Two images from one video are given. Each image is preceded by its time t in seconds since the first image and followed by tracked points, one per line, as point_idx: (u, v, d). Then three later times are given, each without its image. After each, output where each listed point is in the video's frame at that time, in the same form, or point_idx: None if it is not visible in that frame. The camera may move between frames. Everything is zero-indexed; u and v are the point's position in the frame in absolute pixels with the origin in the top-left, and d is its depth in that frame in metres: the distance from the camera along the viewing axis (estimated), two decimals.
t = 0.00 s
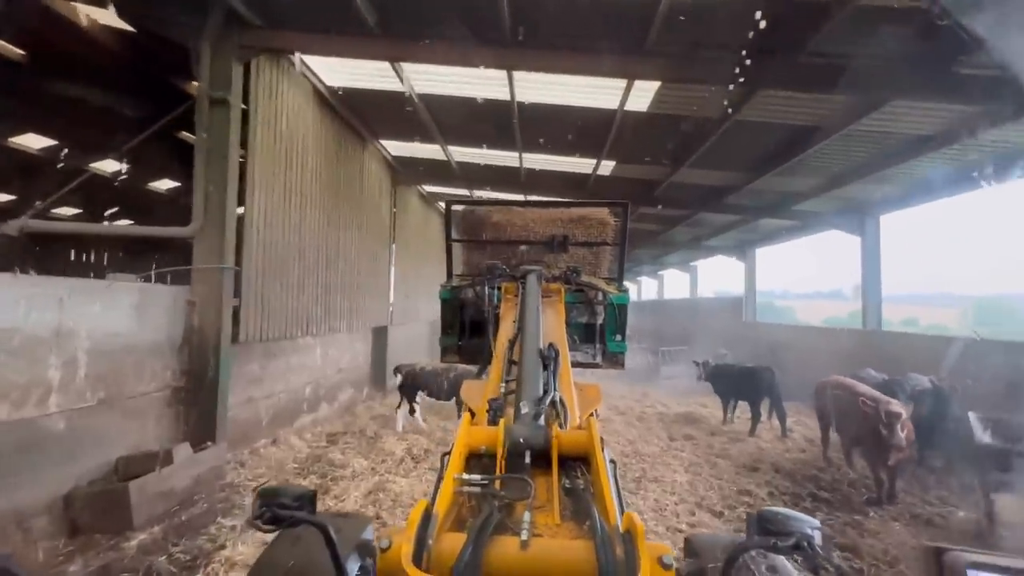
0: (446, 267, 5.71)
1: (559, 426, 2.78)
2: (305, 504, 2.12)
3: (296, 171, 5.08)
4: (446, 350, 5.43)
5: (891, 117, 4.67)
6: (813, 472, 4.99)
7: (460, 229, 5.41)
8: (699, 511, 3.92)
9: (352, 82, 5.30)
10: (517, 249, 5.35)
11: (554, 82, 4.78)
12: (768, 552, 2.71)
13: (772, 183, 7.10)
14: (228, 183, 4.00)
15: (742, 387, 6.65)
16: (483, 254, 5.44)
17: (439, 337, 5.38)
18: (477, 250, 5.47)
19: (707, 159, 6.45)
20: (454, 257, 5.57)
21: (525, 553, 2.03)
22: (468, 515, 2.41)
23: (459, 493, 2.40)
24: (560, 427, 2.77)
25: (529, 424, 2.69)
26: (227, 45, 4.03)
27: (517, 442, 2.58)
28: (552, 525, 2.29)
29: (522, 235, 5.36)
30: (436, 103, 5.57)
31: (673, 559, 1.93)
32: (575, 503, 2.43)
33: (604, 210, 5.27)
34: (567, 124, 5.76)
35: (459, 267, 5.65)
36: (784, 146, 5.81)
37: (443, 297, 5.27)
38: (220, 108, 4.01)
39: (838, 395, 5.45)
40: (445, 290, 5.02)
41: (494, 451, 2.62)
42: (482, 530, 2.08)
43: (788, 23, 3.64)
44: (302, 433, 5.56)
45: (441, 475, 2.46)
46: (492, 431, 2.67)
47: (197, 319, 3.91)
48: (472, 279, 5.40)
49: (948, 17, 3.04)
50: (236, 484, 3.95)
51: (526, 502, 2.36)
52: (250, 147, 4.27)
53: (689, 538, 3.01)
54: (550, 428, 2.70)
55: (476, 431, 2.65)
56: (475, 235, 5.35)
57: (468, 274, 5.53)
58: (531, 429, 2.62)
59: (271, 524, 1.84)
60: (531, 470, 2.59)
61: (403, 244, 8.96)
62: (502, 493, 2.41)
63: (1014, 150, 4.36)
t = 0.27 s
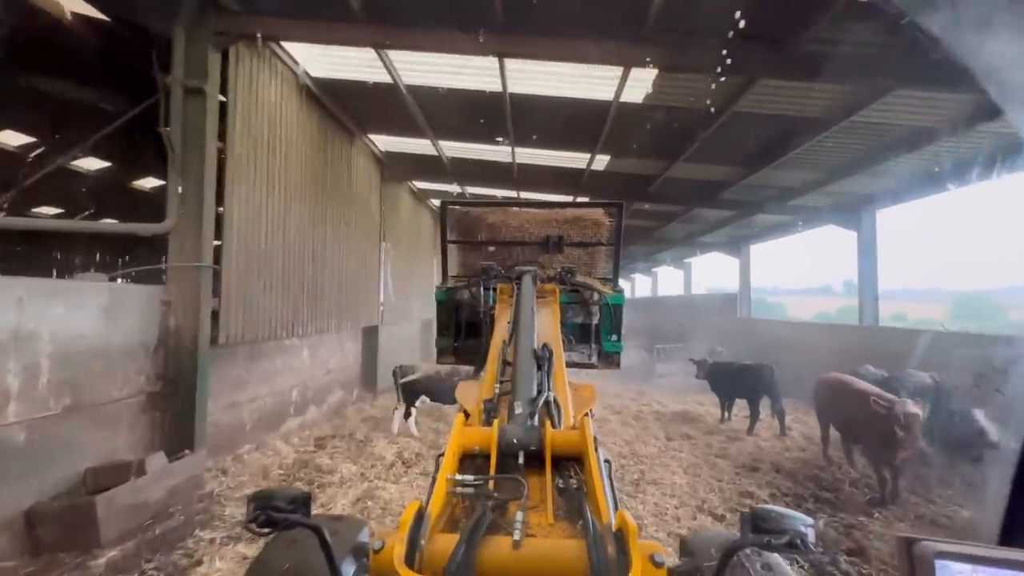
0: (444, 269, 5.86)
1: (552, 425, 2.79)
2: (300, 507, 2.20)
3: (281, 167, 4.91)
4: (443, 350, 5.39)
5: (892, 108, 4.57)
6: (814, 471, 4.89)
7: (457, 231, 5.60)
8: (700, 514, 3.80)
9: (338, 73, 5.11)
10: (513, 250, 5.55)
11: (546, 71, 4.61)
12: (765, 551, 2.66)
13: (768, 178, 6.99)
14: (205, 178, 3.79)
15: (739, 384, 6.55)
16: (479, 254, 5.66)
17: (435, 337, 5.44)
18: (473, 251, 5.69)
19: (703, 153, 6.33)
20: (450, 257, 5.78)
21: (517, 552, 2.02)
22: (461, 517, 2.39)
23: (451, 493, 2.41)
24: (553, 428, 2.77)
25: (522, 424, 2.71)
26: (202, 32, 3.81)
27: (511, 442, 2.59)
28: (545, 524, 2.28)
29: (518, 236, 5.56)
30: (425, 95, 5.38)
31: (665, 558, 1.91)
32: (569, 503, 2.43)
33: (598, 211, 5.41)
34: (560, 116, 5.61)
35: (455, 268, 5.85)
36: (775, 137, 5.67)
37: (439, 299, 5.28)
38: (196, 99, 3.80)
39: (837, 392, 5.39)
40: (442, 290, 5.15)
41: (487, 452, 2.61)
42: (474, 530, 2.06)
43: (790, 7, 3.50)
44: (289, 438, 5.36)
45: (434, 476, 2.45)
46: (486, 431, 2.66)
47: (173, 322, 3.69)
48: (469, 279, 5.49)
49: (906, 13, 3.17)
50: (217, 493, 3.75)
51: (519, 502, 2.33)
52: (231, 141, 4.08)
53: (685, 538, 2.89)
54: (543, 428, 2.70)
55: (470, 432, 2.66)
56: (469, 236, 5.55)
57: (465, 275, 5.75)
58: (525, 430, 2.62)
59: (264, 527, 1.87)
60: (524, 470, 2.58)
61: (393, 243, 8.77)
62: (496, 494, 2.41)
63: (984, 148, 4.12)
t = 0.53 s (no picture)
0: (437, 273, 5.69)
1: (546, 428, 2.62)
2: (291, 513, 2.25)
3: (262, 161, 4.69)
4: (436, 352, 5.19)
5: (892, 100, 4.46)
6: (814, 471, 4.79)
7: (451, 234, 5.51)
8: (701, 518, 3.67)
9: (321, 62, 4.90)
10: (508, 253, 5.44)
11: (538, 60, 4.45)
12: (760, 551, 2.80)
13: (763, 172, 6.89)
14: (178, 171, 3.57)
15: (736, 382, 6.45)
16: (474, 258, 5.52)
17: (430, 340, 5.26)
18: (468, 254, 5.56)
19: (698, 147, 6.20)
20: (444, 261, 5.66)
21: (508, 557, 1.94)
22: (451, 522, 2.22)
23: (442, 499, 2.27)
24: (547, 429, 2.61)
25: (515, 426, 2.55)
26: (174, 17, 3.59)
27: (503, 446, 2.46)
28: (537, 528, 2.15)
29: (512, 239, 5.46)
30: (413, 86, 5.19)
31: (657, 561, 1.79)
32: (564, 506, 2.29)
33: (592, 213, 5.28)
34: (553, 108, 5.45)
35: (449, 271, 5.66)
36: (770, 130, 5.53)
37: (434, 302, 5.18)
38: (167, 87, 3.58)
39: (837, 389, 5.29)
40: (436, 293, 5.06)
41: (480, 455, 2.45)
42: (464, 536, 1.97)
43: None
44: (273, 443, 5.16)
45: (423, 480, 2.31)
46: (478, 433, 2.50)
47: (144, 326, 3.49)
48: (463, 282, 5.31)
49: (879, 11, 3.16)
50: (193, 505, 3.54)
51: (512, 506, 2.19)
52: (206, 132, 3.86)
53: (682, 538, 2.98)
54: (537, 430, 2.55)
55: (462, 435, 2.50)
56: (464, 239, 5.46)
57: (459, 278, 5.53)
58: (517, 432, 2.47)
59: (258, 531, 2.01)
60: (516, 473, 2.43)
61: (382, 241, 8.56)
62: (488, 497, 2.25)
63: (956, 149, 3.98)
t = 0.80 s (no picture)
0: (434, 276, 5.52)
1: (543, 432, 2.45)
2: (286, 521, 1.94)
3: (245, 156, 4.49)
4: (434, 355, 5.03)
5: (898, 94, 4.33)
6: (819, 474, 4.67)
7: (447, 235, 5.37)
8: (706, 526, 3.53)
9: (308, 54, 4.71)
10: (505, 255, 5.25)
11: (531, 51, 4.30)
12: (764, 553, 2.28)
13: (762, 168, 6.78)
14: (153, 166, 3.37)
15: (737, 383, 6.34)
16: (471, 260, 5.37)
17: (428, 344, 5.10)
18: (465, 257, 5.40)
19: (697, 143, 6.08)
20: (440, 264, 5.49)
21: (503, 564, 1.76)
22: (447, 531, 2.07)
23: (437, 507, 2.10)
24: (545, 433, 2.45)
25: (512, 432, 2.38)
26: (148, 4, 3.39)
27: (498, 451, 2.28)
28: (534, 535, 2.00)
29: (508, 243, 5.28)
30: (404, 78, 5.02)
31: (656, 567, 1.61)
32: (561, 513, 2.13)
33: (589, 214, 5.22)
34: (548, 102, 5.30)
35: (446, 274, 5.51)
36: (770, 124, 5.41)
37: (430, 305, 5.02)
38: (142, 78, 3.37)
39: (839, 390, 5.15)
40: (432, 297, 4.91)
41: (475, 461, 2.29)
42: (461, 543, 1.79)
43: None
44: (261, 450, 4.98)
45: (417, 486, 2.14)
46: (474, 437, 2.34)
47: (121, 328, 3.29)
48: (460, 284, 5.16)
49: None
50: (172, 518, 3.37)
51: (508, 512, 2.04)
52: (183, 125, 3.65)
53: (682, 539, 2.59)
54: (533, 433, 2.38)
55: (456, 440, 2.34)
56: (460, 241, 5.32)
57: (457, 280, 5.35)
58: (513, 436, 2.31)
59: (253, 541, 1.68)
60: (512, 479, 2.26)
61: (375, 241, 8.38)
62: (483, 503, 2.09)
63: (959, 144, 3.84)
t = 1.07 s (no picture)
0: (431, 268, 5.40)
1: (542, 422, 2.37)
2: (286, 512, 2.04)
3: (232, 145, 4.33)
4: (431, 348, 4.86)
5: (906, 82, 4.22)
6: (823, 472, 4.57)
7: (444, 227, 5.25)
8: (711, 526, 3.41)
9: (297, 40, 4.57)
10: (503, 246, 5.15)
11: (530, 38, 4.18)
12: (760, 540, 2.50)
13: (763, 161, 6.66)
14: (132, 154, 3.21)
15: (739, 379, 6.24)
16: (468, 252, 5.25)
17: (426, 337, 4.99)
18: (462, 249, 5.30)
19: (698, 134, 5.95)
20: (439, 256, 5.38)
21: (505, 556, 1.74)
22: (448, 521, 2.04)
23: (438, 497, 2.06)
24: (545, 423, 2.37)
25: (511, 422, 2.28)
26: None
27: (498, 440, 2.17)
28: (534, 525, 1.96)
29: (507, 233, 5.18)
30: (398, 68, 4.88)
31: (658, 556, 1.61)
32: (562, 504, 2.07)
33: (586, 205, 5.07)
34: (547, 92, 5.18)
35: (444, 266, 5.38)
36: (773, 113, 5.27)
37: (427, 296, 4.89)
38: (119, 61, 3.20)
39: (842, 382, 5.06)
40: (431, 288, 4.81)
41: (476, 452, 2.19)
42: (460, 533, 1.77)
43: None
44: (251, 450, 4.84)
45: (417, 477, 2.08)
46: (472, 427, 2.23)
47: (100, 324, 3.14)
48: (458, 277, 5.05)
49: None
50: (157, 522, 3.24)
51: (508, 502, 1.99)
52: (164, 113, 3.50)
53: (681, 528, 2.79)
54: (533, 422, 2.29)
55: (455, 430, 2.23)
56: (457, 233, 5.21)
57: (454, 273, 5.22)
58: (513, 426, 2.20)
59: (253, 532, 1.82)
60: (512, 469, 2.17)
61: (369, 237, 8.23)
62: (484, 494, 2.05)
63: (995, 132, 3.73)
